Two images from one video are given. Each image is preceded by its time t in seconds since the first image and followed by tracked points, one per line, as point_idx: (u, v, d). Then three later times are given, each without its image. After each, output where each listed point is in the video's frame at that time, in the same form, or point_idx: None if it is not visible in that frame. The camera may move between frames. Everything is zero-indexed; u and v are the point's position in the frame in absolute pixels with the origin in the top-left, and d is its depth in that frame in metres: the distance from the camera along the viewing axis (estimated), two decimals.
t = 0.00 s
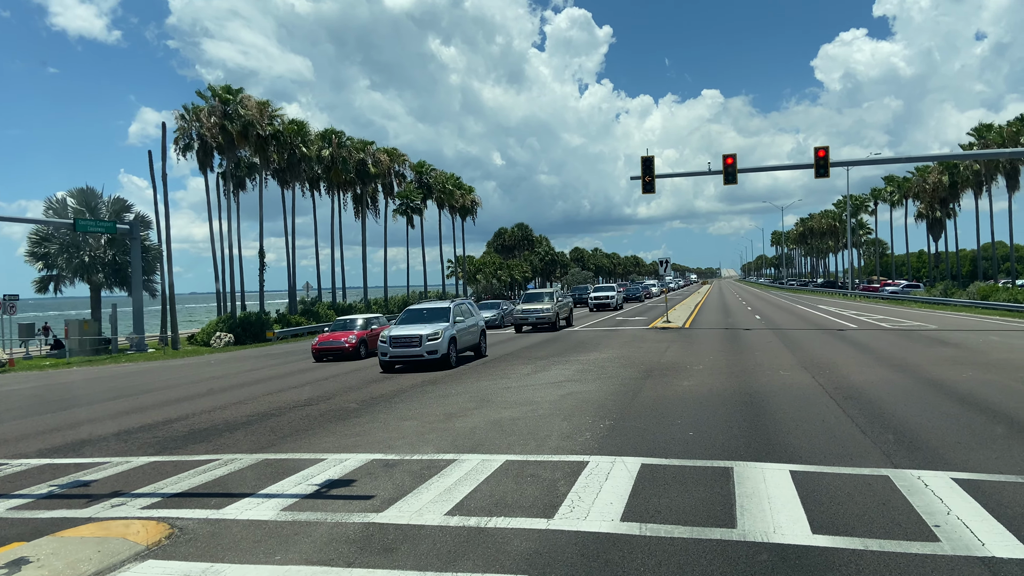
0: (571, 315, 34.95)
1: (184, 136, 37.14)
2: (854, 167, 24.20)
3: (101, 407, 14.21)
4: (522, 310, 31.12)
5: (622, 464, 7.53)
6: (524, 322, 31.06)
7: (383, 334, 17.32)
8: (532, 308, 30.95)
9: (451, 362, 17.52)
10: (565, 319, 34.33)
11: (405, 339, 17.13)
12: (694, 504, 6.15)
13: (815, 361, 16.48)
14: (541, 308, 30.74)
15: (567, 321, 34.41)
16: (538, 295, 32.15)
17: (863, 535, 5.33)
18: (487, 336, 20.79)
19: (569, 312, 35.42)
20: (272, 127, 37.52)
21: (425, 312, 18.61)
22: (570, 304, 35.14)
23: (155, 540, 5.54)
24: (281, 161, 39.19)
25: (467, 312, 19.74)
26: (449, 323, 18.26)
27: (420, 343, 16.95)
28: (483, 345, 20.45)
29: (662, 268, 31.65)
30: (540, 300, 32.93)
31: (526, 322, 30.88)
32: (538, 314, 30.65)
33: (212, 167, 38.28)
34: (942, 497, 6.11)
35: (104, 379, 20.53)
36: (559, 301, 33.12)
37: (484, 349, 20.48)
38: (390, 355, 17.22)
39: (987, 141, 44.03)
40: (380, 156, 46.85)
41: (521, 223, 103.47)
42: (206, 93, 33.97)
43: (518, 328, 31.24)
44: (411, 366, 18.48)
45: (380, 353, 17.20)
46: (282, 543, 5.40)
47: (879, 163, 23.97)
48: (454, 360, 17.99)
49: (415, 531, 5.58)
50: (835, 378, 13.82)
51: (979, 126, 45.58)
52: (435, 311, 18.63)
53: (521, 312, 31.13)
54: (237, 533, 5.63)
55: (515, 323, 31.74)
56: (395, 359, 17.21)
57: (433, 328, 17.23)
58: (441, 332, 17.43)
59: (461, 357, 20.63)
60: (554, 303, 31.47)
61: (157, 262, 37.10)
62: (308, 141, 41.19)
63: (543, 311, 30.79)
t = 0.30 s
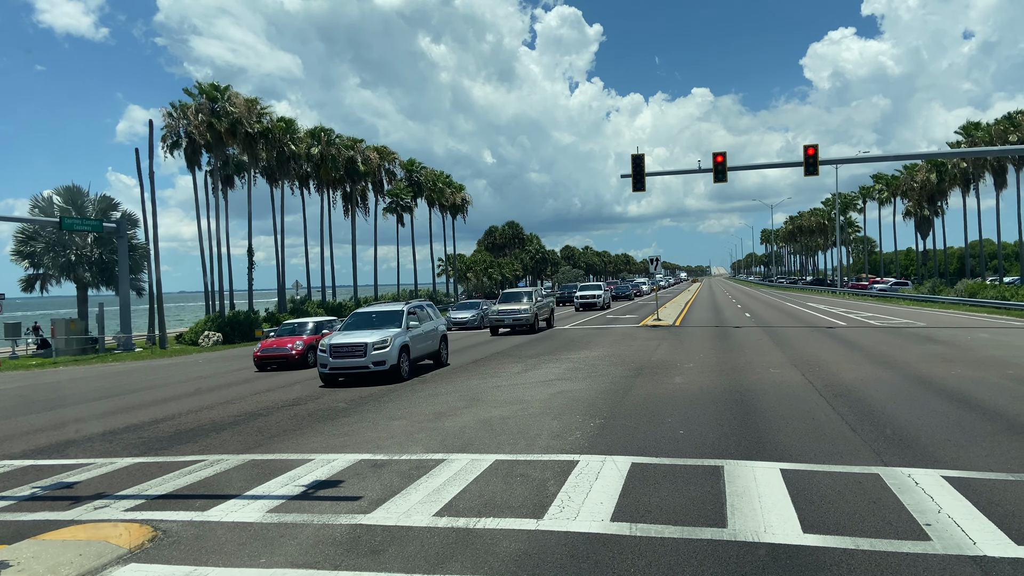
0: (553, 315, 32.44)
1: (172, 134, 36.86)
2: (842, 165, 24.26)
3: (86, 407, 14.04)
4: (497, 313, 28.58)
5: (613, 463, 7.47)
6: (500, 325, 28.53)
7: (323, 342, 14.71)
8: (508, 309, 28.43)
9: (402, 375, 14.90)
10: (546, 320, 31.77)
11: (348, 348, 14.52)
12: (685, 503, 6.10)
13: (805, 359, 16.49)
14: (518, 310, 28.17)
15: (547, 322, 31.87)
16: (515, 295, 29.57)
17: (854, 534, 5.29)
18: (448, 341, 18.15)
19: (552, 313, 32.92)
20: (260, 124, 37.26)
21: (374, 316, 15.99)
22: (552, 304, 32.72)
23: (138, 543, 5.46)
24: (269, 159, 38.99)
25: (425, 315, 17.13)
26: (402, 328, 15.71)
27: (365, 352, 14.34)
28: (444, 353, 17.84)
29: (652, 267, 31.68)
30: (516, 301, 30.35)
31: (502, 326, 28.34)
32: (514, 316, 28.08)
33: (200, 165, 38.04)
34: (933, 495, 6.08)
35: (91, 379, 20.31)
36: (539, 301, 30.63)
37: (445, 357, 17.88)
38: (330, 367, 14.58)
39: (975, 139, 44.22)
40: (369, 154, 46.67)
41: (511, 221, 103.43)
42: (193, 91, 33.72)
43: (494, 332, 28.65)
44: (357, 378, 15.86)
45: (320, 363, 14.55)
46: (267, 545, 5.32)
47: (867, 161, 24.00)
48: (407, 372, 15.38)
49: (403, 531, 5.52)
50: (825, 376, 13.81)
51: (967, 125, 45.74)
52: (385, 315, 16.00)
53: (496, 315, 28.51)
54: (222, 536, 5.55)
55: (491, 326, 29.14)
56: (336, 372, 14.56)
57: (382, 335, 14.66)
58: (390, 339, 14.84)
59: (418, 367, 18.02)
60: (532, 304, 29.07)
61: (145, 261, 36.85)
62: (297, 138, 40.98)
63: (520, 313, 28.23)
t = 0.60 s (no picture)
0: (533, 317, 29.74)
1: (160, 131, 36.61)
2: (833, 162, 24.28)
3: (73, 408, 13.90)
4: (470, 314, 25.96)
5: (603, 462, 7.42)
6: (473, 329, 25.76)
7: (240, 353, 12.06)
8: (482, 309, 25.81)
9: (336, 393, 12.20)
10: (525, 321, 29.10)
11: (268, 362, 11.81)
12: (675, 502, 6.05)
13: (795, 356, 16.50)
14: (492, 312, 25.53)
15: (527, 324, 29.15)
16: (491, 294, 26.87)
17: (845, 533, 5.26)
18: (399, 351, 15.43)
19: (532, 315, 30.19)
20: (249, 121, 37.03)
21: (306, 322, 13.26)
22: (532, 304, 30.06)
23: (122, 545, 5.37)
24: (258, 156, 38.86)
25: (369, 320, 14.43)
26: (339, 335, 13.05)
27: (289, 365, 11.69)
28: (394, 364, 15.15)
29: (643, 264, 31.65)
30: (492, 301, 27.56)
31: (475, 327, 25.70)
32: (488, 318, 25.45)
33: (189, 162, 37.81)
34: (923, 493, 6.06)
35: (78, 379, 20.11)
36: (518, 301, 27.96)
37: (396, 369, 15.20)
38: (247, 385, 11.89)
39: (964, 136, 44.41)
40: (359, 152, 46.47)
41: (502, 219, 103.34)
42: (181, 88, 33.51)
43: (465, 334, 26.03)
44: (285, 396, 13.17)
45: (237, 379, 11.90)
46: (252, 547, 5.24)
47: (857, 159, 24.05)
48: (342, 390, 12.70)
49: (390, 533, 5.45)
50: (816, 373, 13.79)
51: (956, 122, 45.89)
52: (320, 321, 13.28)
53: (468, 317, 25.87)
54: (207, 538, 5.46)
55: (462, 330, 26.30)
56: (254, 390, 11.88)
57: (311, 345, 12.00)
58: (322, 350, 12.18)
59: (364, 380, 15.30)
60: (509, 306, 26.26)
61: (133, 260, 36.60)
62: (286, 136, 40.78)
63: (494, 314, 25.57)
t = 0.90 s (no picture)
0: (510, 316, 27.05)
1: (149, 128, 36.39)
2: (823, 160, 24.31)
3: (60, 407, 13.76)
4: (438, 315, 23.02)
5: (594, 461, 7.38)
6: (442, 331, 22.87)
7: (112, 375, 9.36)
8: (452, 309, 23.04)
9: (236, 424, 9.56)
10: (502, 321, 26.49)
11: (144, 386, 9.12)
12: (667, 501, 6.01)
13: (786, 353, 16.49)
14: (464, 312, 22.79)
15: (504, 324, 26.48)
16: (462, 292, 24.18)
17: (837, 532, 5.23)
18: (331, 366, 12.75)
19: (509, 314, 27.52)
20: (239, 118, 36.85)
21: (205, 334, 10.61)
22: (511, 302, 27.45)
23: (108, 547, 5.30)
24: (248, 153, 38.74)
25: (292, 330, 11.73)
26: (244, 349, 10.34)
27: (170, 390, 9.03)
28: (326, 383, 12.41)
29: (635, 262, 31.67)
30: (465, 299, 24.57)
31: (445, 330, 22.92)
32: (460, 319, 22.67)
33: (178, 159, 37.58)
34: (916, 492, 6.04)
35: (65, 377, 19.92)
36: (493, 299, 25.30)
37: (330, 389, 12.47)
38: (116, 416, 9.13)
39: (954, 134, 44.58)
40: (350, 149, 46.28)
41: (494, 217, 103.24)
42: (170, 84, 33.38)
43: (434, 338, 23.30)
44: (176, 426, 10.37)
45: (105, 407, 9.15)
46: (240, 549, 5.18)
47: (847, 156, 24.08)
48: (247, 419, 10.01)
49: (380, 534, 5.39)
50: (807, 370, 13.77)
51: (946, 120, 46.05)
52: (223, 332, 10.65)
53: (437, 318, 23.10)
54: (193, 539, 5.40)
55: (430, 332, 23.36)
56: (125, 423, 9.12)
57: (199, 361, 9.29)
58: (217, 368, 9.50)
59: (292, 401, 12.57)
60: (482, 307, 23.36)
61: (122, 257, 36.35)
62: (276, 133, 40.56)
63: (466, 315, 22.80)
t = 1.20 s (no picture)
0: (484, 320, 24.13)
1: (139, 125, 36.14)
2: (815, 157, 24.33)
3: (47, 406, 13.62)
4: (399, 319, 20.17)
5: (586, 459, 7.34)
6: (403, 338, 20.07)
7: None
8: (417, 312, 20.13)
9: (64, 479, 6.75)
10: (475, 326, 23.55)
11: None
12: (660, 501, 5.97)
13: (778, 351, 16.48)
14: (430, 316, 19.96)
15: (477, 329, 23.58)
16: (431, 293, 21.27)
17: (831, 531, 5.19)
18: (229, 391, 9.83)
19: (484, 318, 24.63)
20: (229, 116, 36.62)
21: (37, 352, 7.71)
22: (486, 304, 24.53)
23: (93, 549, 5.23)
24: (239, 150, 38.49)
25: (169, 346, 8.85)
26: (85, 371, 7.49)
27: None
28: (217, 414, 9.44)
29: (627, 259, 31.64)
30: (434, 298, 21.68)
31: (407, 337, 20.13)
32: (426, 323, 19.85)
33: (168, 157, 37.35)
34: (908, 490, 6.01)
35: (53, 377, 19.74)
36: (465, 300, 22.43)
37: (221, 420, 9.49)
38: None
39: (945, 131, 44.73)
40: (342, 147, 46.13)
41: (486, 214, 103.14)
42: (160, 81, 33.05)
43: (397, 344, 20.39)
44: None
45: None
46: (227, 550, 5.11)
47: (839, 154, 24.11)
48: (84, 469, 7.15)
49: (369, 534, 5.33)
50: (799, 367, 13.77)
51: (937, 118, 46.20)
52: (62, 350, 7.70)
53: (399, 321, 20.16)
54: (180, 541, 5.33)
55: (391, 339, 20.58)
56: None
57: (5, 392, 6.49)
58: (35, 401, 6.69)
59: (175, 436, 9.64)
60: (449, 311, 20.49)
61: (111, 255, 36.10)
62: (268, 130, 40.35)
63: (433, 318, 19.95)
